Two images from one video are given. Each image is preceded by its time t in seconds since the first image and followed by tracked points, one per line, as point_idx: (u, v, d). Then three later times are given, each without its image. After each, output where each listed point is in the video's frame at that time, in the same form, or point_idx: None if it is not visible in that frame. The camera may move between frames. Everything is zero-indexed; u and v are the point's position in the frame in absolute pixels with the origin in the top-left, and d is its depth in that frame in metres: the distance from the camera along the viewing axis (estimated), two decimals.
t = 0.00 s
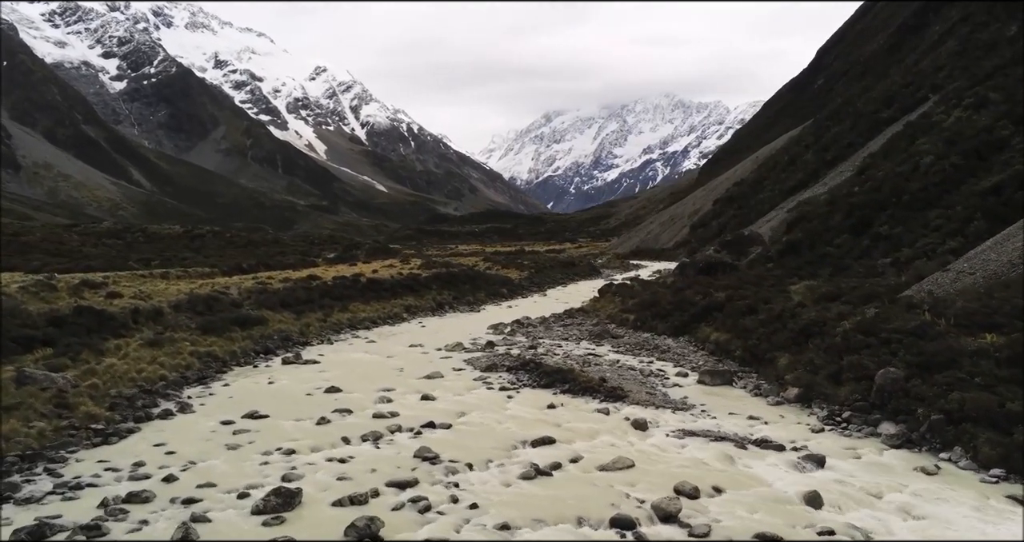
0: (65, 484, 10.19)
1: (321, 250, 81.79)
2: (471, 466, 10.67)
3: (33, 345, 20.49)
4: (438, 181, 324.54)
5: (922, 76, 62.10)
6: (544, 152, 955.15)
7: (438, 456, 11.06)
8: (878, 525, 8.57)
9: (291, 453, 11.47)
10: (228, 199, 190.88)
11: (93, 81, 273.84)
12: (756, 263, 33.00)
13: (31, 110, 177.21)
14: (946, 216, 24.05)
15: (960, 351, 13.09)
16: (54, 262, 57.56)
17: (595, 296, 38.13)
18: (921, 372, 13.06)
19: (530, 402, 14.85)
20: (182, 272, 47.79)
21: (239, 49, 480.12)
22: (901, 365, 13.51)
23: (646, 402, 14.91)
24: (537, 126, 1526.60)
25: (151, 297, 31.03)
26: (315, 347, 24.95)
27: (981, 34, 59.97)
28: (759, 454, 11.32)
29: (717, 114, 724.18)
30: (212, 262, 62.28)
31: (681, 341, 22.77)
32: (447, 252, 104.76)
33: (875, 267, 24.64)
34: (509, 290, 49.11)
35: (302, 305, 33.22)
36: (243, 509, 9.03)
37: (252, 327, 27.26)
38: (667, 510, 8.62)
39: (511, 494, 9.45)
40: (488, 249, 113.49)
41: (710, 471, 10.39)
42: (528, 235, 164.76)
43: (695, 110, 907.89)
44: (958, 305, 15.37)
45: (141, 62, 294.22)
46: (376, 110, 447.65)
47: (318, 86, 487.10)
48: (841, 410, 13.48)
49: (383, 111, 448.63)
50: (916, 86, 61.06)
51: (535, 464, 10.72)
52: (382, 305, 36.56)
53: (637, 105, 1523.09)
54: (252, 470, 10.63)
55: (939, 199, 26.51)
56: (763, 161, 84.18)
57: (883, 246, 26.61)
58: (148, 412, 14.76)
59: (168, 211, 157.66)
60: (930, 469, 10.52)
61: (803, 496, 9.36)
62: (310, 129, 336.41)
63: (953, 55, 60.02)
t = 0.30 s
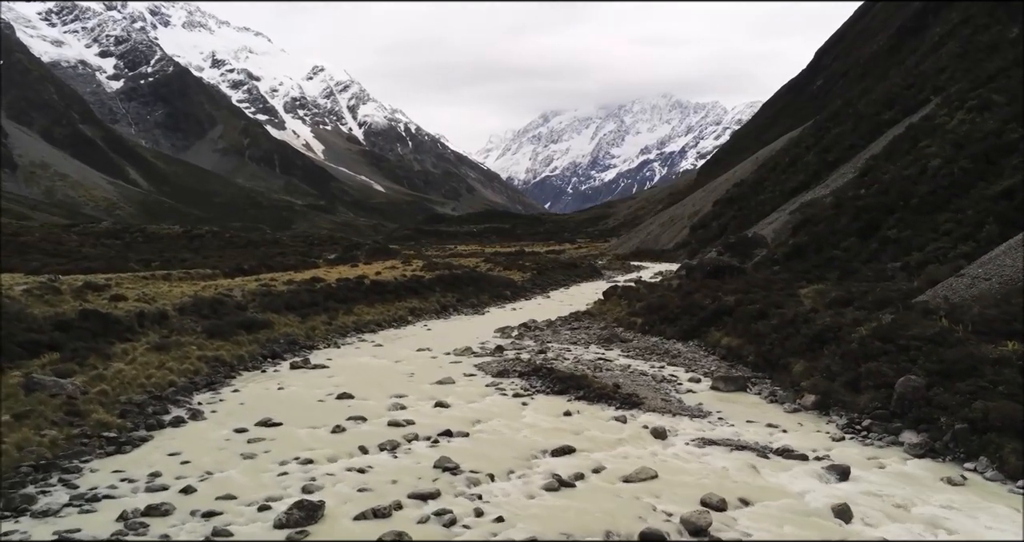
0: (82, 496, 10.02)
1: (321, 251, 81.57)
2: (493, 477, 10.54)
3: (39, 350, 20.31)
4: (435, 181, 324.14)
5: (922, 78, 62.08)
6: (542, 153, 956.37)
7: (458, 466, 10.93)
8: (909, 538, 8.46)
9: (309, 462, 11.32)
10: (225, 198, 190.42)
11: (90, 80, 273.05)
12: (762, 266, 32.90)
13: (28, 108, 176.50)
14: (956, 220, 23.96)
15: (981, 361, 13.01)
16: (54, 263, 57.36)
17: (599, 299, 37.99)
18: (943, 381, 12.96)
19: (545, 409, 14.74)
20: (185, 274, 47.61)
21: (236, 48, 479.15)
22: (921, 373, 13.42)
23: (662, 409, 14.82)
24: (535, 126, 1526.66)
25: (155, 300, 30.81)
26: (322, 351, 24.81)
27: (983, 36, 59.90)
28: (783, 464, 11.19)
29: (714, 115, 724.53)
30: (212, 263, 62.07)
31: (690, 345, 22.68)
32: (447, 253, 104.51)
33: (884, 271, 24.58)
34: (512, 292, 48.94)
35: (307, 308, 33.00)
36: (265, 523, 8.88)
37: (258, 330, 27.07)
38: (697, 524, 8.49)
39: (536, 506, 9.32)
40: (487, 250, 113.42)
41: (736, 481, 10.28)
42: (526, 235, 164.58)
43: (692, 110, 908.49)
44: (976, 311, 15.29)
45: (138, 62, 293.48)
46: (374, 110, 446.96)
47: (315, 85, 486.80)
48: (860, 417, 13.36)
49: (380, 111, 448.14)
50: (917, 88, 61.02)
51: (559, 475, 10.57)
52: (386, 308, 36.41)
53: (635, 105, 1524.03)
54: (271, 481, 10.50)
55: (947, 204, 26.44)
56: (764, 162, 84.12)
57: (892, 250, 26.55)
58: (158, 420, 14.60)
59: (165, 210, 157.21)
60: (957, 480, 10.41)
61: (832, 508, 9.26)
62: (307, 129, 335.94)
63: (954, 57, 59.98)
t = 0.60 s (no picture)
0: (100, 509, 9.87)
1: (321, 252, 81.31)
2: (517, 488, 10.42)
3: (47, 355, 20.15)
4: (433, 181, 323.78)
5: (924, 80, 62.10)
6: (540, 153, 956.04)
7: (480, 477, 10.79)
8: None
9: (329, 473, 11.18)
10: (223, 198, 189.90)
11: (87, 80, 272.10)
12: (770, 269, 32.80)
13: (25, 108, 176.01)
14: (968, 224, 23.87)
15: (1004, 369, 12.94)
16: (54, 264, 57.06)
17: (605, 301, 37.85)
18: (966, 390, 12.88)
19: (562, 417, 14.62)
20: (186, 276, 47.33)
21: (234, 48, 478.55)
22: (944, 381, 13.33)
23: (680, 416, 14.70)
24: (533, 126, 1526.48)
25: (160, 303, 30.60)
26: (331, 355, 24.65)
27: (984, 37, 59.92)
28: (808, 474, 11.08)
29: (712, 115, 724.68)
30: (212, 265, 61.83)
31: (701, 350, 22.58)
32: (447, 254, 104.29)
33: (895, 275, 24.51)
34: (516, 294, 48.77)
35: (312, 312, 32.84)
36: (290, 538, 8.74)
37: (265, 334, 26.93)
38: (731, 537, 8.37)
39: (564, 520, 9.20)
40: (487, 251, 113.21)
41: (763, 493, 10.17)
42: (525, 236, 164.37)
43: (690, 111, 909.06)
44: (996, 318, 15.20)
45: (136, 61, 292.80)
46: (372, 110, 446.48)
47: (313, 85, 486.35)
48: (881, 425, 13.27)
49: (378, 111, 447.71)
50: (920, 90, 60.99)
51: (584, 486, 10.47)
52: (391, 311, 36.27)
53: (633, 106, 1525.80)
54: (292, 492, 10.36)
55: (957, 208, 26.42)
56: (765, 163, 84.11)
57: (902, 253, 26.47)
58: (171, 427, 14.46)
59: (162, 210, 156.83)
60: (986, 490, 10.32)
61: (864, 521, 9.15)
62: (305, 129, 335.44)
63: (956, 58, 59.99)
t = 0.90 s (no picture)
0: (118, 523, 9.70)
1: (322, 254, 81.13)
2: (540, 501, 10.26)
3: (54, 361, 19.97)
4: (431, 182, 323.60)
5: (926, 81, 62.06)
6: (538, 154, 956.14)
7: (502, 489, 10.63)
8: None
9: (347, 485, 11.02)
10: (221, 198, 189.42)
11: (85, 81, 271.79)
12: (777, 272, 32.66)
13: (23, 109, 175.75)
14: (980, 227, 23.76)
15: None
16: (55, 266, 56.88)
17: (611, 304, 37.68)
18: (989, 398, 12.76)
19: (579, 425, 14.49)
20: (189, 278, 47.11)
21: (232, 49, 478.02)
22: (966, 390, 13.19)
23: (698, 424, 14.55)
24: (532, 127, 1526.95)
25: (165, 307, 30.42)
26: (339, 361, 24.50)
27: (986, 38, 59.88)
28: (834, 485, 10.92)
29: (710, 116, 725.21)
30: (214, 267, 61.66)
31: (712, 355, 22.44)
32: (449, 256, 104.18)
33: (906, 279, 24.40)
34: (519, 297, 48.59)
35: (317, 315, 32.67)
36: None
37: (272, 338, 26.76)
38: None
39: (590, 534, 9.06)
40: (488, 253, 113.13)
41: (789, 505, 10.02)
42: (525, 237, 164.31)
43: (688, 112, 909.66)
44: (1016, 324, 15.07)
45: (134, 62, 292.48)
46: (371, 111, 446.52)
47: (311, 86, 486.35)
48: (903, 433, 13.12)
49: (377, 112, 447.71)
50: (922, 91, 60.91)
51: (608, 498, 10.30)
52: (396, 314, 36.09)
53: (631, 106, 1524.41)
54: (311, 505, 10.21)
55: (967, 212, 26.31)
56: (766, 165, 84.00)
57: (912, 257, 26.36)
58: (183, 437, 14.28)
59: (160, 211, 156.58)
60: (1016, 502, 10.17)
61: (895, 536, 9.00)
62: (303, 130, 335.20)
63: (958, 60, 59.95)
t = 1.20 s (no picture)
0: None
1: (320, 257, 80.80)
2: (561, 517, 10.04)
3: (56, 369, 19.68)
4: (428, 183, 323.18)
5: (926, 84, 62.12)
6: (534, 155, 958.26)
7: (523, 504, 10.41)
8: None
9: (363, 500, 10.80)
10: (216, 200, 188.72)
11: (80, 82, 270.75)
12: (782, 276, 32.49)
13: (17, 110, 175.04)
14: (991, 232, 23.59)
15: None
16: (52, 270, 56.51)
17: (614, 308, 37.50)
18: (1012, 411, 12.59)
19: (594, 436, 14.28)
20: (187, 282, 46.74)
21: (228, 51, 477.04)
22: (989, 402, 13.01)
23: (714, 435, 14.37)
24: (528, 129, 1527.34)
25: (167, 311, 30.09)
26: (344, 367, 24.23)
27: (984, 41, 59.97)
28: (860, 500, 10.71)
29: (706, 118, 726.80)
30: (212, 270, 61.36)
31: (721, 361, 22.25)
32: (447, 258, 103.89)
33: (915, 284, 24.29)
34: (521, 300, 48.32)
35: (320, 320, 32.38)
36: None
37: (276, 344, 26.49)
38: None
39: None
40: (486, 255, 112.85)
41: (817, 521, 9.81)
42: (522, 239, 164.20)
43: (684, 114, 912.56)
44: None
45: (130, 63, 291.56)
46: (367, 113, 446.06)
47: (307, 87, 485.69)
48: (925, 444, 12.94)
49: (373, 113, 447.15)
50: (922, 94, 60.94)
51: (632, 514, 10.08)
52: (399, 319, 35.80)
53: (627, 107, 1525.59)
54: (326, 522, 9.96)
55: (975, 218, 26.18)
56: (765, 167, 83.99)
57: (920, 261, 26.23)
58: (190, 448, 14.00)
59: (155, 212, 155.93)
60: None
61: None
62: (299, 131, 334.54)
63: (958, 63, 60.05)
